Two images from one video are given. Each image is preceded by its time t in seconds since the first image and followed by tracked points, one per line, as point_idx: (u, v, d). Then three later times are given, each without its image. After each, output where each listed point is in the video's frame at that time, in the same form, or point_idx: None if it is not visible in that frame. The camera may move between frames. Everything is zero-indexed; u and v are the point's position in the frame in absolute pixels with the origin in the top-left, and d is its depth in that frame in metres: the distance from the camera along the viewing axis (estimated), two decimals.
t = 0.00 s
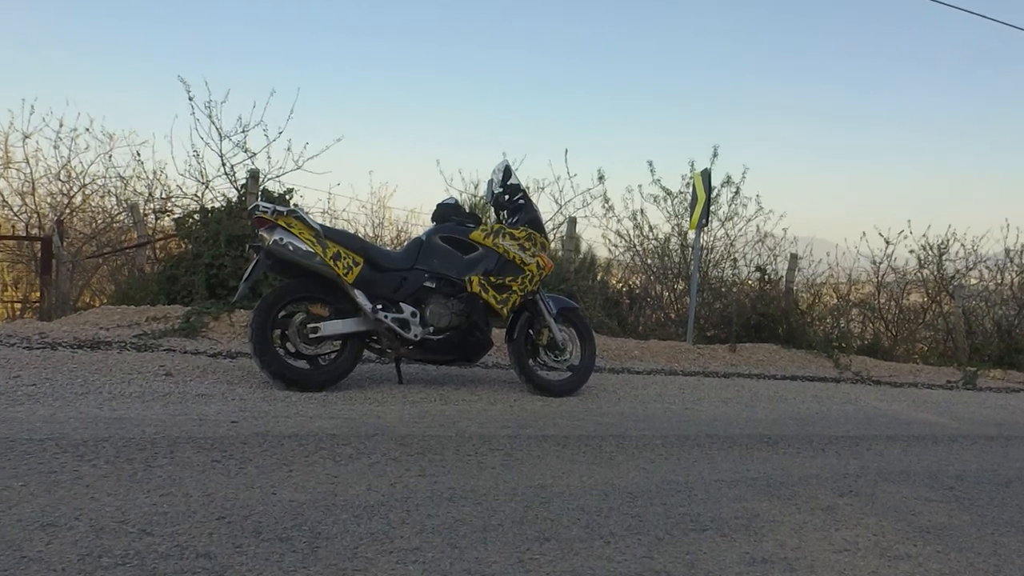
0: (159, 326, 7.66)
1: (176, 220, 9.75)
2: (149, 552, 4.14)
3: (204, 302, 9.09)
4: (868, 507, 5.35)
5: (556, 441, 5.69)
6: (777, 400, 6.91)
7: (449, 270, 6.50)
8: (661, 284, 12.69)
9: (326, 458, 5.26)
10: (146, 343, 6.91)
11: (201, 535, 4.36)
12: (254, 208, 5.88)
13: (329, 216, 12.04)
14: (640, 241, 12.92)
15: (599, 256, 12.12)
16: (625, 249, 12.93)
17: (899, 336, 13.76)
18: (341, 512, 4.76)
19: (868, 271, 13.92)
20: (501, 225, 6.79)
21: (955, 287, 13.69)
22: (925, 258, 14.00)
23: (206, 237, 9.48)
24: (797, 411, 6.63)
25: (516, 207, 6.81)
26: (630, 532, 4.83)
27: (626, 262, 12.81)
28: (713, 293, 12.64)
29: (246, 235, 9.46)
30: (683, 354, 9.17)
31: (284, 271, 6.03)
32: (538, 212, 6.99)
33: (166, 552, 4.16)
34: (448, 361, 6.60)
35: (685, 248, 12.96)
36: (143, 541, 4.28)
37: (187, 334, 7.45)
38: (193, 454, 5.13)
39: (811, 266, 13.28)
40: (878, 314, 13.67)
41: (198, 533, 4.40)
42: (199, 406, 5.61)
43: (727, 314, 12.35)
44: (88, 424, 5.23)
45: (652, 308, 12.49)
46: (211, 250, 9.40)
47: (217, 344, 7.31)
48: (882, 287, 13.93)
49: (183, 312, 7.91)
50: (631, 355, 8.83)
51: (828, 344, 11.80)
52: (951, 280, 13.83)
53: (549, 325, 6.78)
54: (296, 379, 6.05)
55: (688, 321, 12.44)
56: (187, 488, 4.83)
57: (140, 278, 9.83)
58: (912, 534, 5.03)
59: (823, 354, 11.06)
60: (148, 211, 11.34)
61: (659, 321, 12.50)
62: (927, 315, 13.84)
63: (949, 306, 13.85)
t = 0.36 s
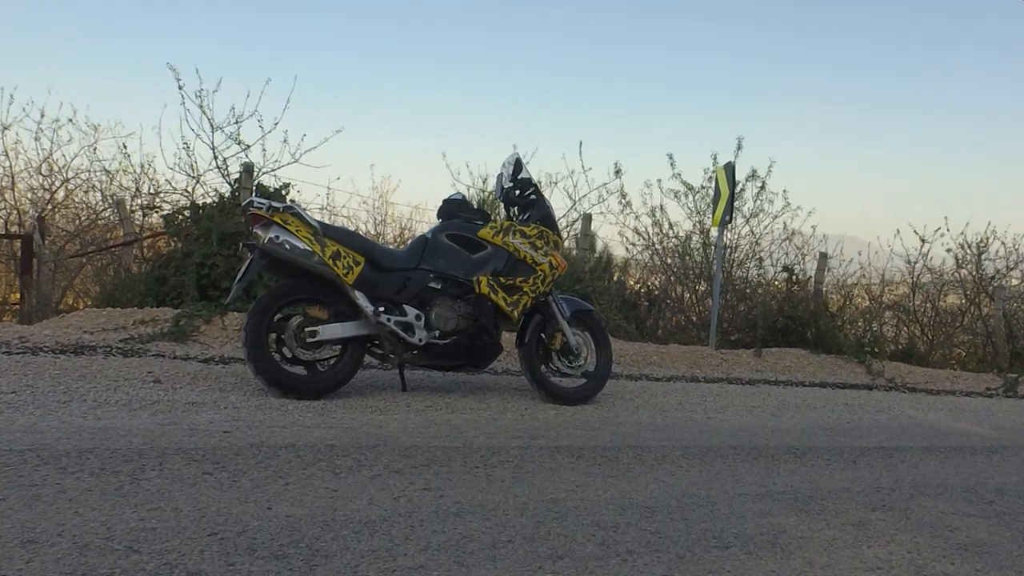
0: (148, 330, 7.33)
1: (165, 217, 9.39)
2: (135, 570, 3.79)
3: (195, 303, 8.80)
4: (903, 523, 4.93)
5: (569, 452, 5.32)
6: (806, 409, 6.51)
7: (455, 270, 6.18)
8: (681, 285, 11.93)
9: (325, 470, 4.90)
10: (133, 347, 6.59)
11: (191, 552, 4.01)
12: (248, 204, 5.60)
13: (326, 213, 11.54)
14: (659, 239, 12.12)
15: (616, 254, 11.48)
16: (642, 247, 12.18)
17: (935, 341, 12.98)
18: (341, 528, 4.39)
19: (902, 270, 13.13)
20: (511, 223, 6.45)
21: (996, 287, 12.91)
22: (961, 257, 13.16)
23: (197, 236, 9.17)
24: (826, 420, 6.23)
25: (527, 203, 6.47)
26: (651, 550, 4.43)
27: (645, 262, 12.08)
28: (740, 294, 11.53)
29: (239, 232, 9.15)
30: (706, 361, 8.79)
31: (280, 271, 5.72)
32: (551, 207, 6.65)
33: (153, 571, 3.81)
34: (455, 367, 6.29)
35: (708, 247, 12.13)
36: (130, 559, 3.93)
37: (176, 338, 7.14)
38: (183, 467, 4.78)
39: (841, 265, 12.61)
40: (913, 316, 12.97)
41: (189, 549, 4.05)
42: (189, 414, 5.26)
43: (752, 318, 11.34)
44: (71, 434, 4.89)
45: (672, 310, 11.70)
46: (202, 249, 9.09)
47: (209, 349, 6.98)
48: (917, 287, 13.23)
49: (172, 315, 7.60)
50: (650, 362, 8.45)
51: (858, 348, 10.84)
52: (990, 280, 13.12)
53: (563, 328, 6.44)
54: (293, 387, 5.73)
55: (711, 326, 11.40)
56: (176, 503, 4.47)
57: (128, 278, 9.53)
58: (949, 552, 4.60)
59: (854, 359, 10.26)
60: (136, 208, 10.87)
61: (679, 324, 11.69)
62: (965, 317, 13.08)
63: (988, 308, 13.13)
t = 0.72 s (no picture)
0: (137, 334, 7.01)
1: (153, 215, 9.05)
2: None
3: (186, 305, 8.52)
4: (937, 539, 4.57)
5: (583, 463, 4.99)
6: (834, 417, 6.16)
7: (462, 271, 5.91)
8: (701, 285, 11.23)
9: (323, 482, 4.58)
10: (120, 352, 6.33)
11: (181, 570, 3.70)
12: (242, 200, 5.32)
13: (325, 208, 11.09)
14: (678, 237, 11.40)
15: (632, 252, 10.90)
16: (660, 246, 11.43)
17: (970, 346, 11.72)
18: (341, 544, 4.06)
19: (935, 270, 11.96)
20: (521, 220, 6.18)
21: None
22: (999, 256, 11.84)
23: (189, 234, 8.88)
24: (855, 429, 5.88)
25: (538, 199, 6.20)
26: (671, 566, 4.08)
27: (664, 261, 11.35)
28: (764, 296, 10.85)
29: (232, 230, 8.92)
30: (728, 366, 8.45)
31: (275, 272, 5.45)
32: (564, 202, 6.35)
33: None
34: (461, 373, 6.00)
35: (731, 246, 11.33)
36: None
37: (166, 342, 6.86)
38: (173, 480, 4.47)
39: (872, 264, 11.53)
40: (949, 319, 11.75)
41: (178, 566, 3.74)
42: (180, 423, 4.96)
43: (777, 320, 10.65)
44: (54, 445, 4.59)
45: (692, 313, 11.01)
46: (193, 247, 8.82)
47: (201, 354, 6.70)
48: (952, 288, 11.96)
49: (162, 319, 7.27)
50: (668, 367, 8.11)
51: (890, 353, 10.09)
52: None
53: (577, 332, 6.15)
54: (290, 395, 5.45)
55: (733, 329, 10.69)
56: (167, 517, 4.15)
57: (113, 278, 9.15)
58: (989, 570, 4.24)
59: (887, 366, 9.76)
60: (123, 204, 10.39)
61: (700, 328, 11.06)
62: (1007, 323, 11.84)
63: None
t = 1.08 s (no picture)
0: (125, 338, 6.76)
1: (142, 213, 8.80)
2: None
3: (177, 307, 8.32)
4: (971, 554, 4.24)
5: (597, 474, 4.68)
6: (862, 426, 5.86)
7: (468, 271, 5.66)
8: (722, 287, 10.93)
9: (322, 495, 4.29)
10: (107, 357, 6.12)
11: None
12: (236, 196, 5.08)
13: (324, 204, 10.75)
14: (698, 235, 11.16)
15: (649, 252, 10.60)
16: (679, 245, 11.19)
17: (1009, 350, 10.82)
18: (341, 559, 3.76)
19: (969, 270, 11.01)
20: (532, 217, 5.92)
21: None
22: None
23: (179, 231, 8.67)
24: (885, 439, 5.58)
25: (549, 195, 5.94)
26: None
27: (682, 261, 11.09)
28: (788, 299, 10.56)
29: (224, 227, 8.71)
30: (750, 372, 8.15)
31: (270, 272, 5.21)
32: (576, 198, 6.08)
33: None
34: (468, 378, 5.74)
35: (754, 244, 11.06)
36: None
37: (156, 347, 6.62)
38: (163, 492, 4.19)
39: (901, 263, 10.83)
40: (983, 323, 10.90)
41: None
42: (170, 432, 4.68)
43: (804, 323, 10.36)
44: (37, 455, 4.32)
45: (711, 316, 10.70)
46: (185, 246, 8.62)
47: (191, 359, 6.46)
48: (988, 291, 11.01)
49: (151, 321, 7.02)
50: (686, 373, 7.82)
51: (922, 358, 9.85)
52: None
53: (589, 335, 5.89)
54: (286, 402, 5.21)
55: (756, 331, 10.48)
56: (157, 532, 3.86)
57: (100, 278, 8.86)
58: None
59: (919, 371, 9.47)
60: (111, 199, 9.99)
61: (719, 331, 10.70)
62: None
63: None
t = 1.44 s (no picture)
0: (113, 341, 6.57)
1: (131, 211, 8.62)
2: None
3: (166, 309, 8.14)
4: (1009, 570, 3.94)
5: (611, 484, 4.42)
6: (890, 435, 5.61)
7: (475, 271, 5.44)
8: (742, 288, 10.66)
9: (320, 507, 4.03)
10: (94, 362, 5.92)
11: None
12: (230, 192, 4.87)
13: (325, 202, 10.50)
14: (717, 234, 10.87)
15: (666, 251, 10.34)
16: (696, 243, 10.90)
17: None
18: None
19: (1003, 270, 10.55)
20: (542, 214, 5.69)
21: None
22: None
23: (171, 230, 8.48)
24: (915, 448, 5.32)
25: (560, 191, 5.71)
26: None
27: (700, 261, 10.80)
28: (812, 300, 10.32)
29: (217, 226, 8.53)
30: (772, 378, 7.89)
31: (265, 272, 5.01)
32: (589, 195, 5.86)
33: None
34: (475, 385, 5.52)
35: (776, 243, 10.78)
36: None
37: (145, 351, 6.41)
38: (152, 505, 3.94)
39: (931, 262, 10.55)
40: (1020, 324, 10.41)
41: None
42: (160, 441, 4.43)
43: (829, 326, 10.07)
44: (20, 465, 4.08)
45: (732, 318, 10.42)
46: (177, 245, 8.43)
47: (183, 364, 6.25)
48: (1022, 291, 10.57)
49: (140, 325, 6.83)
50: (705, 380, 7.57)
51: (953, 363, 9.59)
52: None
53: (602, 339, 5.65)
54: (284, 410, 5.00)
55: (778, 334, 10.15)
56: (146, 546, 3.61)
57: (87, 280, 8.70)
58: None
59: (951, 378, 9.21)
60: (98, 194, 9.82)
61: (740, 334, 10.41)
62: None
63: None
